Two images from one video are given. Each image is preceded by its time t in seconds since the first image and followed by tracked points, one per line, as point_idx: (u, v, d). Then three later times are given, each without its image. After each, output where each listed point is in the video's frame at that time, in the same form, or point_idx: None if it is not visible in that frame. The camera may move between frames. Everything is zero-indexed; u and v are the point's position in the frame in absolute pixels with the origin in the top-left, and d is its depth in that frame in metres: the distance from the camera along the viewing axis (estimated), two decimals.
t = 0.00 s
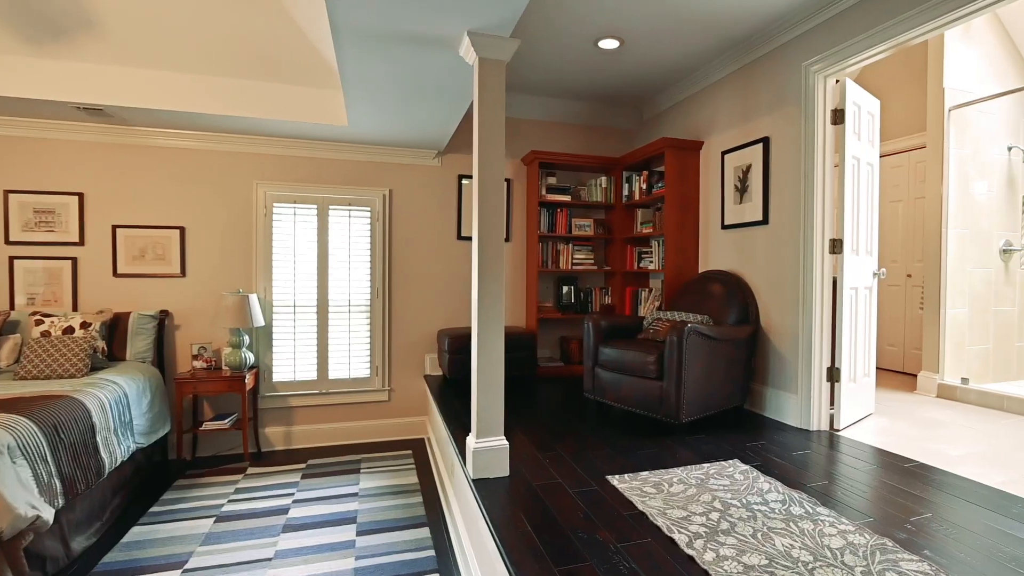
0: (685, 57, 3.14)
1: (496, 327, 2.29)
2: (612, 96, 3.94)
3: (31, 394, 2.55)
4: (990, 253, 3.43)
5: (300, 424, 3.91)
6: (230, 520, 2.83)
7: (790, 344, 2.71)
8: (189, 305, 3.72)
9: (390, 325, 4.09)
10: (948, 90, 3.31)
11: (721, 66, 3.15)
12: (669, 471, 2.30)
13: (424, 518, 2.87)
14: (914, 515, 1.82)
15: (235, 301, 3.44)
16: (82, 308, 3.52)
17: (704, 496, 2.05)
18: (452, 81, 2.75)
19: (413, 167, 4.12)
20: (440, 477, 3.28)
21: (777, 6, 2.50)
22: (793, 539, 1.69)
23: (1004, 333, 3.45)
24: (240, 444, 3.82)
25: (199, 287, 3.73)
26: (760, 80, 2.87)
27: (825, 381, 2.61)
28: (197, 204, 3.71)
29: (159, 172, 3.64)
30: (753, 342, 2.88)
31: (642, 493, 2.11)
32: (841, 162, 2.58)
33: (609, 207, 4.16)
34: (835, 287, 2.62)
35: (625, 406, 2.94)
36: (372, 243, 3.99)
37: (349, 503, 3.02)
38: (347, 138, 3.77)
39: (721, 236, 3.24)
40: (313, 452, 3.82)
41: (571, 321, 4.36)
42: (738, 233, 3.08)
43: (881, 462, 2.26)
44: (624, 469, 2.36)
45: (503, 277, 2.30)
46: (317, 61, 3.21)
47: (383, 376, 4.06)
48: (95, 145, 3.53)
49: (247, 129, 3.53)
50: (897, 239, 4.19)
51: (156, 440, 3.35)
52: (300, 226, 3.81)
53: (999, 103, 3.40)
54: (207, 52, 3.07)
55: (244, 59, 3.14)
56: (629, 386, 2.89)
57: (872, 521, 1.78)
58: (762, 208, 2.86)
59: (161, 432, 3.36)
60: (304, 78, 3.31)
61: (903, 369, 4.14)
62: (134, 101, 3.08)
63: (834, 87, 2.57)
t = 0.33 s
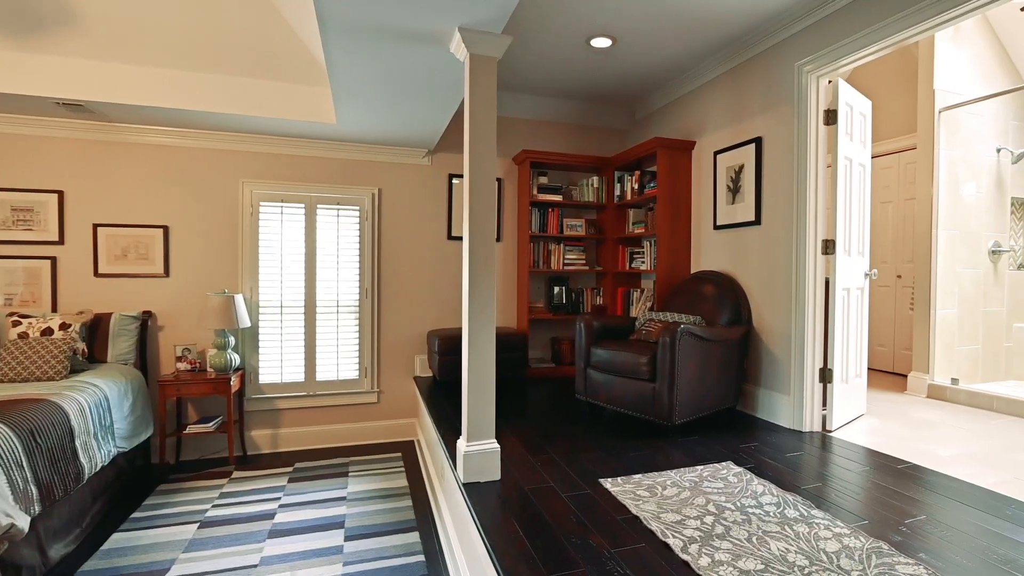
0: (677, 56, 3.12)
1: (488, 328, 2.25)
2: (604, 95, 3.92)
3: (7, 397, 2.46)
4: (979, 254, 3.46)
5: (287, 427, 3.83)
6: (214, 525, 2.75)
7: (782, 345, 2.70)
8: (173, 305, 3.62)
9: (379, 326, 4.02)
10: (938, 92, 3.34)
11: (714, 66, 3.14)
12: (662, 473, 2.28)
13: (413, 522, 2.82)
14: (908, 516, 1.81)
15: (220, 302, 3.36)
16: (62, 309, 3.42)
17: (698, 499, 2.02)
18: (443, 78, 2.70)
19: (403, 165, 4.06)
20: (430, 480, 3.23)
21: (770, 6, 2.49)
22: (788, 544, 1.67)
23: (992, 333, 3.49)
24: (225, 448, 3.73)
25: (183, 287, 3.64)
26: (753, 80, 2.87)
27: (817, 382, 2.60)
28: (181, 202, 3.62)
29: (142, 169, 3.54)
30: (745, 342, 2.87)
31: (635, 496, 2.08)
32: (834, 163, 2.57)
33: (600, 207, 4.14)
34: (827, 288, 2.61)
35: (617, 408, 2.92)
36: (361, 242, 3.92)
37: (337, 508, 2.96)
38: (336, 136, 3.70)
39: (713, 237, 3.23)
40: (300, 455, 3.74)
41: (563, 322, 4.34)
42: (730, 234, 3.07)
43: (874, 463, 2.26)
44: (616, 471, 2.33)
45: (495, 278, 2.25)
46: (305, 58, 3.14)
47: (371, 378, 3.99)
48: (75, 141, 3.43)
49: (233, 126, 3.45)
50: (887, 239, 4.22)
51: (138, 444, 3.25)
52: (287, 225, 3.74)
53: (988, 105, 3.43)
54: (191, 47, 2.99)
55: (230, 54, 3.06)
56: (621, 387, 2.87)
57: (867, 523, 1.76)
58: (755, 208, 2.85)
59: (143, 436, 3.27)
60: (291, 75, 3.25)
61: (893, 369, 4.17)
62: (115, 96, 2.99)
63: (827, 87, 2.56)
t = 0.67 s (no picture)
0: (669, 55, 3.11)
1: (480, 329, 2.21)
2: (596, 93, 3.90)
3: None
4: (968, 254, 3.50)
5: (273, 429, 3.75)
6: (197, 531, 2.67)
7: (774, 345, 2.70)
8: (155, 306, 3.52)
9: (368, 326, 3.96)
10: (928, 93, 3.37)
11: (706, 65, 3.13)
12: (656, 476, 2.25)
13: (403, 526, 2.77)
14: (902, 517, 1.80)
15: (204, 302, 3.27)
16: (39, 310, 3.30)
17: (692, 502, 2.00)
18: (433, 75, 2.65)
19: (392, 164, 4.00)
20: (420, 482, 3.17)
21: (761, 5, 2.49)
22: (784, 546, 1.65)
23: (980, 333, 3.52)
24: (209, 451, 3.64)
25: (165, 288, 3.54)
26: (745, 80, 2.86)
27: (809, 382, 2.60)
28: (163, 200, 3.52)
29: (121, 166, 3.44)
30: (737, 342, 2.86)
31: (629, 500, 2.05)
32: (826, 162, 2.57)
33: (591, 206, 4.12)
34: (819, 287, 2.61)
35: (609, 409, 2.89)
36: (349, 242, 3.85)
37: (325, 512, 2.90)
38: (323, 134, 3.63)
39: (704, 236, 3.22)
40: (286, 459, 3.66)
41: (553, 321, 4.31)
42: (722, 233, 3.06)
43: (866, 463, 2.26)
44: (609, 474, 2.30)
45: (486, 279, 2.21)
46: (291, 53, 3.07)
47: (360, 379, 3.92)
48: (53, 137, 3.32)
49: (216, 123, 3.36)
50: (877, 239, 4.25)
51: (117, 449, 3.15)
52: (273, 223, 3.65)
53: (976, 106, 3.47)
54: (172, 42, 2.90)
55: (212, 49, 2.98)
56: (613, 388, 2.84)
57: (862, 525, 1.75)
58: (746, 207, 2.84)
59: (124, 440, 3.17)
60: (276, 70, 3.17)
61: (882, 368, 4.21)
62: (92, 91, 2.89)
63: (819, 87, 2.56)
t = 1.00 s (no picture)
0: (660, 54, 3.09)
1: (471, 330, 2.16)
2: (586, 91, 3.87)
3: None
4: (955, 253, 3.54)
5: (257, 432, 3.67)
6: (178, 539, 2.58)
7: (765, 345, 2.69)
8: (134, 307, 3.41)
9: (355, 327, 3.89)
10: (917, 94, 3.40)
11: (696, 64, 3.12)
12: (649, 478, 2.22)
13: (391, 531, 2.71)
14: (896, 518, 1.79)
15: (186, 302, 3.18)
16: (11, 313, 3.18)
17: (686, 504, 1.98)
18: (423, 71, 2.59)
19: (380, 162, 3.93)
20: (409, 486, 3.11)
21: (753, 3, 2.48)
22: (779, 550, 1.63)
23: (967, 332, 3.56)
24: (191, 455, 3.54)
25: (145, 288, 3.44)
26: (736, 80, 2.86)
27: (801, 382, 2.60)
28: (142, 197, 3.41)
29: (97, 162, 3.32)
30: (728, 343, 2.85)
31: (622, 503, 2.02)
32: (817, 162, 2.57)
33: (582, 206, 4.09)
34: (811, 287, 2.61)
35: (601, 410, 2.86)
36: (335, 241, 3.78)
37: (311, 517, 2.82)
38: (309, 131, 3.55)
39: (695, 236, 3.21)
40: (271, 462, 3.58)
41: (543, 322, 4.27)
42: (712, 233, 3.05)
43: (857, 463, 2.26)
44: (602, 477, 2.27)
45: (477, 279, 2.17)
46: (276, 48, 2.99)
47: (347, 381, 3.85)
48: (26, 132, 3.19)
49: (198, 119, 3.27)
50: (865, 239, 4.29)
51: (95, 453, 3.04)
52: (257, 222, 3.56)
53: (963, 107, 3.51)
54: (151, 35, 2.80)
55: (193, 43, 2.88)
56: (605, 389, 2.81)
57: (857, 527, 1.74)
58: (737, 207, 2.83)
59: (102, 445, 3.06)
60: (260, 66, 3.09)
61: (871, 367, 4.24)
62: (65, 84, 2.78)
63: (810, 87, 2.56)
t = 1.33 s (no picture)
0: (652, 53, 3.08)
1: (462, 333, 2.11)
2: (577, 91, 3.84)
3: None
4: (943, 254, 3.58)
5: (241, 437, 3.57)
6: (157, 548, 2.49)
7: (757, 345, 2.69)
8: (113, 309, 3.30)
9: (343, 329, 3.81)
10: (906, 96, 3.46)
11: (688, 63, 3.11)
12: (642, 481, 2.20)
13: (379, 537, 2.65)
14: (890, 519, 1.78)
15: (166, 304, 3.08)
16: None
17: (680, 509, 1.95)
18: (412, 68, 2.54)
19: (368, 160, 3.86)
20: (397, 490, 3.05)
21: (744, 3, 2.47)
22: (775, 555, 1.61)
23: (954, 332, 3.61)
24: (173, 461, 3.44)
25: (125, 289, 3.33)
26: (727, 80, 2.85)
27: (792, 383, 2.60)
28: (121, 196, 3.30)
29: (72, 159, 3.21)
30: (720, 344, 2.84)
31: (615, 508, 1.99)
32: (808, 162, 2.57)
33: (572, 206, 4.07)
34: (803, 288, 2.61)
35: (593, 412, 2.83)
36: (322, 241, 3.70)
37: (297, 524, 2.75)
38: (295, 128, 3.47)
39: (687, 236, 3.20)
40: (256, 468, 3.49)
41: (534, 323, 4.24)
42: (704, 233, 3.04)
43: (849, 463, 2.26)
44: (595, 481, 2.24)
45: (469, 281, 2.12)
46: (259, 43, 2.91)
47: (333, 383, 3.77)
48: None
49: (178, 115, 3.17)
50: (854, 240, 4.32)
51: (72, 460, 2.93)
52: (241, 222, 3.47)
53: (951, 109, 3.55)
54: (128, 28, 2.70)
55: (173, 37, 2.80)
56: (596, 391, 2.79)
57: (852, 530, 1.73)
58: (729, 207, 2.83)
59: (79, 451, 2.95)
60: (244, 61, 3.00)
61: (859, 367, 4.28)
62: (38, 78, 2.67)
63: (802, 87, 2.56)
